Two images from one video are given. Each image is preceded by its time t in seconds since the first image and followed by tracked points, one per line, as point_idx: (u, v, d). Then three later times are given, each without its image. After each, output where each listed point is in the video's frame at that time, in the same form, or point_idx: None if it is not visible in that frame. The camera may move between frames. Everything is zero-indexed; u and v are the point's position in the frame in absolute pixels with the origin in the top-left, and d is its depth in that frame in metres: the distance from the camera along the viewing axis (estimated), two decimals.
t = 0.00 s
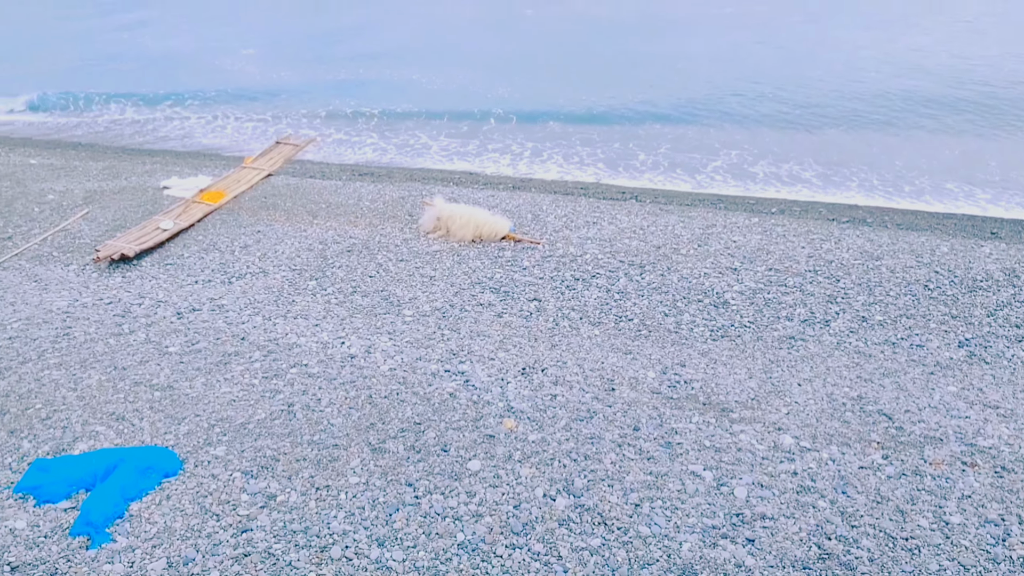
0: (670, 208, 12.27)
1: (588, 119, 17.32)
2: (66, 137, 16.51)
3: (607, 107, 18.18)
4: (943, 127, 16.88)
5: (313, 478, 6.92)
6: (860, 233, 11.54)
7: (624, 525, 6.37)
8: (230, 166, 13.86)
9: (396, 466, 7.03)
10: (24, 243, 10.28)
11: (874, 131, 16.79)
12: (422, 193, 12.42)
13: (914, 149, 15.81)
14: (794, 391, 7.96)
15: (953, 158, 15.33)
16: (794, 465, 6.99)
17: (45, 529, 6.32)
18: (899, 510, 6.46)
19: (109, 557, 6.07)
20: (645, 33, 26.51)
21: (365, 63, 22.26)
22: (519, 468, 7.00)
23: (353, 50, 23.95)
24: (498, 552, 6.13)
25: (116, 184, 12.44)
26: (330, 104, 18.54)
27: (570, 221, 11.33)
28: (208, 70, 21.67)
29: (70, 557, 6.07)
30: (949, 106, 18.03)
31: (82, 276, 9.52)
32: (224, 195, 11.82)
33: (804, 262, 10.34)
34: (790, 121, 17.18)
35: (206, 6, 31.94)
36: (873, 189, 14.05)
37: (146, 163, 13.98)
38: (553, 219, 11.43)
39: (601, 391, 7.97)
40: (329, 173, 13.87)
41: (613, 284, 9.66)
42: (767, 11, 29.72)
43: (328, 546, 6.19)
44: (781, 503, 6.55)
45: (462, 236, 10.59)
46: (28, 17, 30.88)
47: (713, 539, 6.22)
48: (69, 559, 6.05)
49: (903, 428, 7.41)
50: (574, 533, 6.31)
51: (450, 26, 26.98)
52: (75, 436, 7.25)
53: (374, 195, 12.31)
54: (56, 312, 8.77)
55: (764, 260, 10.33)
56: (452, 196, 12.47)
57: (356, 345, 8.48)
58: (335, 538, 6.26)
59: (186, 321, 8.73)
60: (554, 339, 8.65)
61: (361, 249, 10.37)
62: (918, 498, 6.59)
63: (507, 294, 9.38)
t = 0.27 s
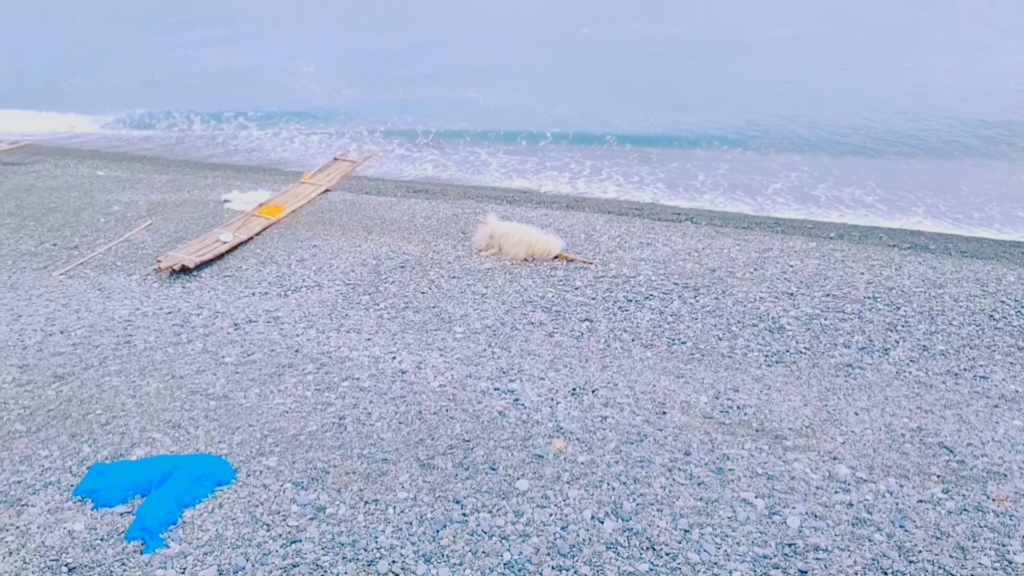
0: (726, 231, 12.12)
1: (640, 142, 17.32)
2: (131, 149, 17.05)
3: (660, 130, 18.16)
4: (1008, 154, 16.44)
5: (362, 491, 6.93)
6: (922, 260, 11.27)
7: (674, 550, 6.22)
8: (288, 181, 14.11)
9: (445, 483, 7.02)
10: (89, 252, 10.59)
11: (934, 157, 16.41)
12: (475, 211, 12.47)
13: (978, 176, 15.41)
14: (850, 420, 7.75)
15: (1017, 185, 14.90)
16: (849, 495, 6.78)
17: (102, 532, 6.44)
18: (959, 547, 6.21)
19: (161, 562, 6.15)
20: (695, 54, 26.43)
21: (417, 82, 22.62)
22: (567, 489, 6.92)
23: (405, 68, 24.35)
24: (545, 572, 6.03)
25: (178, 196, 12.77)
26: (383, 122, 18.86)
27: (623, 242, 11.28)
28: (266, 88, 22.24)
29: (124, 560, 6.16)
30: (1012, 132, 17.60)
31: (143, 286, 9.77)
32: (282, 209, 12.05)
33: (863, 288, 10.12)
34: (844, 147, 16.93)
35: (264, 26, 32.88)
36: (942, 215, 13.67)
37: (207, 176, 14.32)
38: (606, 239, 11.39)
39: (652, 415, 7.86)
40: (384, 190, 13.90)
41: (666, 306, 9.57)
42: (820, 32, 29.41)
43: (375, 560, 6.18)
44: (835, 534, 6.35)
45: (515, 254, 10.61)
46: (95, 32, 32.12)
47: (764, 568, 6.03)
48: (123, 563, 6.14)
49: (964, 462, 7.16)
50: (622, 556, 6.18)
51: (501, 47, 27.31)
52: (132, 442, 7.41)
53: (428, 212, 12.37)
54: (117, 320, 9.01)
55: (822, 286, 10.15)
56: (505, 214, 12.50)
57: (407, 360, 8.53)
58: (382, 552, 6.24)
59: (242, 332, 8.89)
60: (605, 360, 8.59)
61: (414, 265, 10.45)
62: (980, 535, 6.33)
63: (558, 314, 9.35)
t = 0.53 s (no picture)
0: (781, 250, 11.92)
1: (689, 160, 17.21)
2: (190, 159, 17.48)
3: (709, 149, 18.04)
4: None
5: (409, 503, 6.95)
6: (985, 284, 10.95)
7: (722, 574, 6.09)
8: (343, 192, 14.27)
9: (492, 497, 6.99)
10: (149, 258, 10.86)
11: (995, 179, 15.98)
12: (527, 225, 12.45)
13: None
14: (908, 447, 7.54)
15: None
16: (906, 524, 6.58)
17: (155, 533, 6.56)
18: None
19: (212, 566, 6.24)
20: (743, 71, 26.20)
21: (465, 96, 22.82)
22: (615, 508, 6.83)
23: (452, 83, 24.59)
24: None
25: (236, 205, 13.02)
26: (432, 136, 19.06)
27: (676, 259, 11.17)
28: (317, 101, 22.65)
29: (176, 563, 6.26)
30: None
31: (201, 292, 9.98)
32: (336, 220, 12.19)
33: (923, 312, 9.87)
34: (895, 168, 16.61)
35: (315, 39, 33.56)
36: (1012, 238, 13.31)
37: (265, 187, 14.53)
38: (659, 256, 11.29)
39: (702, 435, 7.74)
40: (437, 203, 13.89)
41: (719, 325, 9.46)
42: (872, 49, 28.89)
43: (420, 572, 6.17)
44: (890, 565, 6.16)
45: (567, 269, 10.58)
46: (153, 43, 33.18)
47: None
48: (175, 565, 6.24)
49: None
50: None
51: (547, 63, 27.45)
52: (187, 446, 7.54)
53: (481, 225, 12.38)
54: (175, 325, 9.21)
55: (880, 308, 9.93)
56: (557, 229, 12.46)
57: (456, 373, 8.55)
58: (428, 565, 6.24)
59: (295, 340, 9.01)
60: (655, 379, 8.50)
61: (465, 278, 10.48)
62: None
63: (609, 330, 9.30)
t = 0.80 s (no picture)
0: (835, 266, 11.70)
1: (735, 175, 17.04)
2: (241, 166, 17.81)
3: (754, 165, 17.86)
4: None
5: (454, 511, 6.95)
6: None
7: None
8: (394, 201, 14.34)
9: (536, 508, 6.95)
10: (204, 262, 11.09)
11: None
12: (577, 236, 12.38)
13: None
14: (965, 471, 7.31)
15: None
16: (961, 551, 6.36)
17: (204, 533, 6.67)
18: None
19: (259, 568, 6.32)
20: (789, 84, 25.87)
21: (508, 106, 22.92)
22: (660, 524, 6.74)
23: (495, 92, 24.72)
24: None
25: (290, 213, 13.19)
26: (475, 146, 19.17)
27: (727, 274, 11.03)
28: (362, 110, 22.95)
29: (224, 563, 6.36)
30: None
31: (254, 297, 10.16)
32: (387, 229, 12.28)
33: (983, 332, 9.59)
34: (945, 185, 16.25)
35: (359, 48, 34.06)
36: None
37: (318, 195, 14.65)
38: (710, 270, 11.16)
39: (751, 452, 7.60)
40: (487, 213, 13.86)
41: (770, 341, 9.32)
42: (922, 62, 28.29)
43: None
44: None
45: (616, 282, 10.53)
46: (204, 50, 34.01)
47: None
48: (223, 566, 6.34)
49: None
50: None
51: (590, 74, 27.45)
52: (236, 448, 7.66)
53: (530, 236, 12.36)
54: (228, 329, 9.38)
55: (938, 328, 9.69)
56: (606, 240, 12.38)
57: (502, 383, 8.55)
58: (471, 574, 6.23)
59: (344, 346, 9.11)
60: (704, 395, 8.40)
61: (513, 288, 10.48)
62: None
63: (657, 344, 9.23)
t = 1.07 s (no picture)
0: (888, 281, 11.45)
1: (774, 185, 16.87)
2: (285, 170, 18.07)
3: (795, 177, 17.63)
4: None
5: (495, 519, 6.94)
6: None
7: None
8: (441, 207, 14.35)
9: (578, 519, 6.91)
10: (254, 266, 11.27)
11: None
12: (625, 246, 12.27)
13: None
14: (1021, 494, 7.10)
15: None
16: None
17: (249, 533, 6.76)
18: None
19: (302, 569, 6.39)
20: (831, 94, 25.52)
21: (547, 114, 22.95)
22: (703, 538, 6.65)
23: (534, 100, 24.77)
24: None
25: (339, 218, 13.30)
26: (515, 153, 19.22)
27: (776, 286, 10.87)
28: (402, 117, 23.16)
29: (267, 564, 6.43)
30: None
31: (302, 301, 10.29)
32: (433, 235, 12.31)
33: None
34: (991, 199, 15.89)
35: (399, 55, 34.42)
36: None
37: (366, 201, 14.69)
38: (759, 282, 11.01)
39: (798, 469, 7.47)
40: (533, 221, 13.79)
41: (819, 356, 9.18)
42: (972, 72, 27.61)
43: None
44: None
45: (662, 292, 10.44)
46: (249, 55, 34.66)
47: None
48: (266, 566, 6.42)
49: None
50: None
51: (629, 83, 27.37)
52: (282, 450, 7.74)
53: (577, 244, 12.29)
54: (276, 331, 9.51)
55: (995, 346, 9.45)
56: (654, 251, 12.25)
57: (546, 392, 8.53)
58: None
59: (389, 351, 9.17)
60: (751, 409, 8.30)
61: (559, 296, 10.45)
62: None
63: (704, 356, 9.14)
